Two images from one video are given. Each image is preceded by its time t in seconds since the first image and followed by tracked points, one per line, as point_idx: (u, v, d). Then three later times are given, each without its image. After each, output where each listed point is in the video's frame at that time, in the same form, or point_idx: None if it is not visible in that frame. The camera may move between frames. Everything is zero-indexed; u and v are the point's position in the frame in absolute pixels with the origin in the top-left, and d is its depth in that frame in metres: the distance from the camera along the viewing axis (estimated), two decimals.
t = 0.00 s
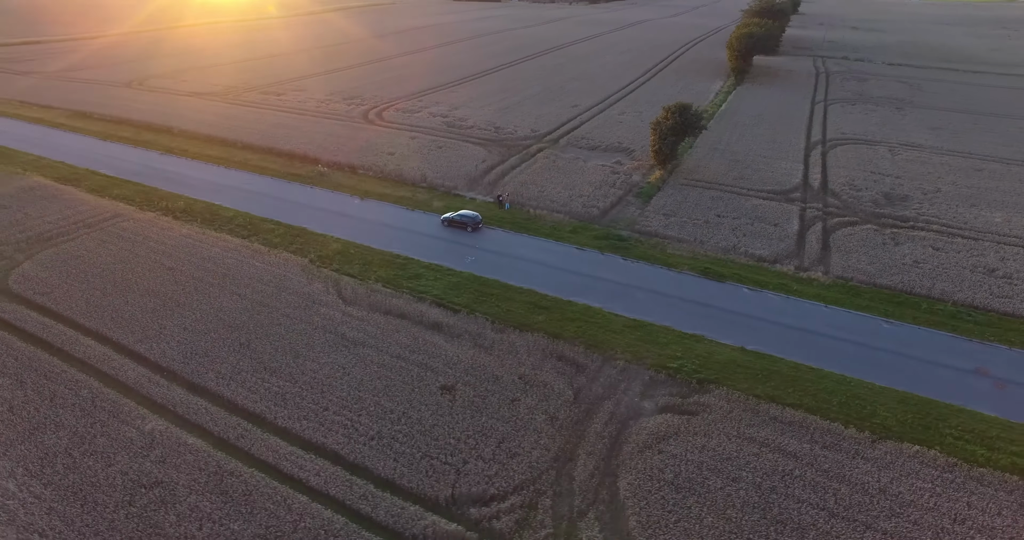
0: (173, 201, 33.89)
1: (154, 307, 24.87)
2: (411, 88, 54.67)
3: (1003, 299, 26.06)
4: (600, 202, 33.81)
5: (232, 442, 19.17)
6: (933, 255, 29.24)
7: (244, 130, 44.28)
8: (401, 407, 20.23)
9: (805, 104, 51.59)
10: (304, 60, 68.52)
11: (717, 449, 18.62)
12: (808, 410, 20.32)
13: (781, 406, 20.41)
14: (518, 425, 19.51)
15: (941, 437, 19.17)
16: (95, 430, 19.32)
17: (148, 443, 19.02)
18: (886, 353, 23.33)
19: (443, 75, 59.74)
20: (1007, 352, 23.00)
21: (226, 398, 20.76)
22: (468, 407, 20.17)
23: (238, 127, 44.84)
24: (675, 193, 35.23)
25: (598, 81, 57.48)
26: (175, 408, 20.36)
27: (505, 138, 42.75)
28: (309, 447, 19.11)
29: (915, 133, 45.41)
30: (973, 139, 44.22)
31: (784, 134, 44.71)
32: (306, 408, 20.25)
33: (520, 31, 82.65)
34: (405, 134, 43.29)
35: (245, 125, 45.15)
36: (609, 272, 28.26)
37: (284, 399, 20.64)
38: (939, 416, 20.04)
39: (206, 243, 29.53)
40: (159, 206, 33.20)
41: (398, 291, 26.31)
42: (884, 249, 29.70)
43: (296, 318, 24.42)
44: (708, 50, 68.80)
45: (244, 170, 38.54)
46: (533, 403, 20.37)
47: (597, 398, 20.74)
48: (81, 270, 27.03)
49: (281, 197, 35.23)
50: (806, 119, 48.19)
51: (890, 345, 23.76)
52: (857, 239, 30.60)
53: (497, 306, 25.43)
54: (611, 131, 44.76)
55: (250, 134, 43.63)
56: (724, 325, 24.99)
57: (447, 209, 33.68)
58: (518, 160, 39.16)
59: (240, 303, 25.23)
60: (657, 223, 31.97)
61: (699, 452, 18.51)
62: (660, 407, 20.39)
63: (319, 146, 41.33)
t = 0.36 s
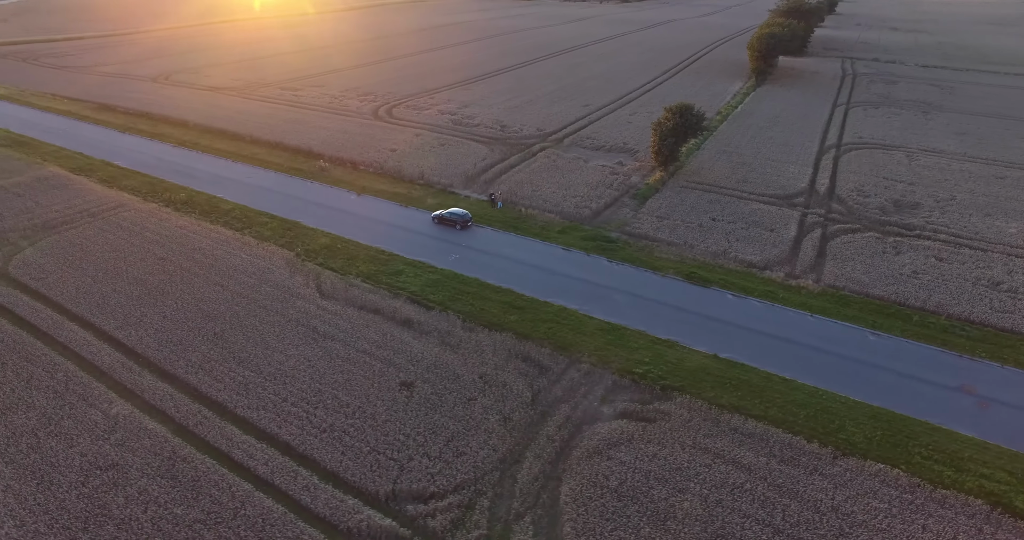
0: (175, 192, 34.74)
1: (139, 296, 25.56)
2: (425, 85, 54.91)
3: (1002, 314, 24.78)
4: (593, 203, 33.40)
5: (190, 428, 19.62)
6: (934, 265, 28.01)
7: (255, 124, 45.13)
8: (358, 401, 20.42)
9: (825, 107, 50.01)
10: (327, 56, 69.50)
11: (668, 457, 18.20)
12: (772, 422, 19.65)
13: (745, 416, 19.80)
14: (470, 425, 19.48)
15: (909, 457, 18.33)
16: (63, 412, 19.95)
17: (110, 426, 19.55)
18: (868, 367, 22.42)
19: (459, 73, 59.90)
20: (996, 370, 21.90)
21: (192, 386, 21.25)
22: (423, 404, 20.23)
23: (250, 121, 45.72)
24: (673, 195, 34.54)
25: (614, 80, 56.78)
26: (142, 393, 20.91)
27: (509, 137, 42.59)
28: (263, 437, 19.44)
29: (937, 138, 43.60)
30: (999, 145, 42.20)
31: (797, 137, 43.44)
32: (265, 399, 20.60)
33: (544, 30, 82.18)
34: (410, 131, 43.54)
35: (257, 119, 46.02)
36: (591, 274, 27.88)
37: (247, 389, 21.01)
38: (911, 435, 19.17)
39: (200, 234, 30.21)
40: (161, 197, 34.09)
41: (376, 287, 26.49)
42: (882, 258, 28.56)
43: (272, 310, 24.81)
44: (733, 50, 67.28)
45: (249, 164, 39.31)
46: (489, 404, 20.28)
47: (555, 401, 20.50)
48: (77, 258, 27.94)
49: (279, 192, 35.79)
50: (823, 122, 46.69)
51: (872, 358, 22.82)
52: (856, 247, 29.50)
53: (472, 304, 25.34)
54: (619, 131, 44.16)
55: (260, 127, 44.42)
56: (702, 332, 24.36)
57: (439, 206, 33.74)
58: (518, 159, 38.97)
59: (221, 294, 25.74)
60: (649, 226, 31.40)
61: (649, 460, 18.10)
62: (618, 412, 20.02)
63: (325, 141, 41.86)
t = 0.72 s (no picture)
0: (178, 185, 35.58)
1: (125, 285, 26.26)
2: (439, 83, 55.05)
3: (998, 329, 23.49)
4: (585, 204, 32.94)
5: (151, 415, 20.06)
6: (932, 277, 26.75)
7: (266, 119, 45.91)
8: (315, 395, 20.59)
9: (845, 109, 48.33)
10: (349, 53, 70.30)
11: (615, 465, 17.79)
12: (730, 434, 19.03)
13: (703, 426, 19.23)
14: (420, 423, 19.47)
15: (870, 476, 17.54)
16: (34, 395, 20.61)
17: (76, 410, 20.13)
18: (843, 382, 21.54)
19: (475, 71, 59.88)
20: (980, 390, 20.82)
21: (159, 375, 21.71)
22: (379, 401, 20.29)
23: (261, 116, 46.54)
24: (669, 198, 33.81)
25: (629, 80, 55.98)
26: (111, 379, 21.46)
27: (512, 135, 42.36)
28: (219, 427, 19.76)
29: (960, 144, 41.66)
30: None
31: (810, 140, 42.07)
32: (227, 389, 20.93)
33: (569, 29, 81.59)
34: (415, 128, 43.69)
35: (268, 115, 46.81)
36: (572, 277, 27.48)
37: (211, 379, 21.38)
38: (876, 454, 18.33)
39: (193, 226, 30.86)
40: (163, 189, 34.94)
41: (354, 282, 26.64)
42: (878, 268, 27.40)
43: (248, 302, 25.18)
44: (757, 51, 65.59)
45: (254, 158, 40.02)
46: (443, 403, 20.20)
47: (511, 403, 20.28)
48: (73, 247, 28.85)
49: (278, 186, 36.31)
50: (841, 125, 45.12)
51: (850, 371, 22.01)
52: (852, 256, 28.38)
53: (445, 302, 25.25)
54: (625, 132, 43.48)
55: (270, 122, 45.17)
56: (676, 339, 23.75)
57: (431, 204, 33.75)
58: (517, 157, 38.72)
59: (203, 285, 26.25)
60: (639, 228, 30.80)
61: (594, 468, 17.74)
62: (573, 417, 19.68)
63: (330, 137, 42.32)
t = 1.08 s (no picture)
0: (183, 177, 36.39)
1: (114, 274, 26.94)
2: (453, 81, 55.11)
3: (993, 348, 22.18)
4: (578, 205, 32.44)
5: (117, 402, 20.50)
6: (931, 290, 25.44)
7: (278, 114, 46.65)
8: (275, 388, 20.74)
9: (867, 113, 46.53)
10: (372, 50, 70.95)
11: (561, 472, 17.42)
12: (687, 445, 18.40)
13: (659, 437, 18.66)
14: (373, 421, 19.45)
15: (826, 498, 16.79)
16: (10, 378, 21.26)
17: (47, 393, 20.69)
18: (819, 397, 20.58)
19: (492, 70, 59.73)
20: (964, 412, 19.68)
21: (131, 362, 22.17)
22: (336, 397, 20.32)
23: (274, 111, 47.33)
24: (665, 201, 33.04)
25: (646, 81, 55.04)
26: (85, 365, 22.01)
27: (517, 135, 42.06)
28: (179, 416, 20.06)
29: (986, 151, 39.63)
30: None
31: (824, 145, 40.60)
32: (192, 379, 21.25)
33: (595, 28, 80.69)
34: (421, 126, 43.79)
35: (281, 110, 47.55)
36: (553, 278, 27.00)
37: (179, 368, 21.72)
38: (839, 474, 17.48)
39: (189, 218, 31.50)
40: (168, 181, 35.79)
41: (334, 278, 26.78)
42: (873, 279, 26.21)
43: (228, 294, 25.56)
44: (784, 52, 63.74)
45: (260, 153, 40.68)
46: (399, 402, 20.11)
47: (467, 405, 20.06)
48: (72, 235, 29.75)
49: (278, 181, 36.79)
50: (860, 129, 43.43)
51: (826, 385, 21.03)
52: (847, 265, 27.22)
53: (419, 301, 25.17)
54: (632, 133, 42.72)
55: (282, 118, 45.90)
56: (651, 345, 23.08)
57: (424, 201, 33.75)
58: (517, 157, 38.43)
59: (188, 276, 26.76)
60: (629, 231, 30.17)
61: (539, 474, 17.40)
62: (527, 421, 19.35)
63: (336, 133, 42.75)
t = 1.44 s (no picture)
0: (192, 170, 37.23)
1: (109, 261, 27.70)
2: (471, 78, 55.04)
3: (987, 367, 20.87)
4: (572, 206, 31.93)
5: (89, 385, 21.02)
6: (930, 304, 24.11)
7: (294, 109, 47.38)
8: (240, 378, 20.96)
9: (894, 117, 44.52)
10: (398, 47, 71.47)
11: (505, 477, 17.11)
12: (641, 455, 17.83)
13: (613, 445, 18.14)
14: (330, 415, 19.46)
15: (778, 518, 16.04)
16: None
17: (26, 375, 21.37)
18: (792, 411, 19.66)
19: (512, 67, 59.44)
20: (946, 435, 18.55)
21: (110, 347, 22.71)
22: (297, 390, 20.41)
23: (290, 106, 48.08)
24: (664, 204, 32.22)
25: (667, 81, 53.92)
26: (66, 349, 22.64)
27: (524, 133, 41.71)
28: (145, 402, 20.44)
29: (1017, 159, 37.43)
30: None
31: (842, 149, 39.01)
32: (163, 366, 21.64)
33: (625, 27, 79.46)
34: (430, 123, 43.85)
35: (297, 105, 48.28)
36: (536, 279, 26.58)
37: (153, 356, 22.16)
38: (797, 494, 16.65)
39: (190, 209, 32.20)
40: (177, 173, 36.66)
41: (318, 272, 26.97)
42: (869, 291, 24.98)
43: (213, 285, 25.99)
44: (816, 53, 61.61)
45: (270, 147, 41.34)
46: (358, 398, 20.09)
47: (424, 403, 19.91)
48: (77, 223, 30.74)
49: (283, 175, 37.28)
50: (884, 134, 41.59)
51: (801, 401, 20.08)
52: (844, 275, 26.03)
53: (396, 297, 25.13)
54: (642, 134, 41.87)
55: (296, 113, 46.59)
56: (624, 351, 22.46)
57: (421, 198, 33.74)
58: (520, 156, 38.08)
59: (177, 266, 27.33)
60: (621, 233, 29.53)
61: (483, 477, 17.13)
62: (481, 423, 19.09)
63: (346, 128, 43.17)
